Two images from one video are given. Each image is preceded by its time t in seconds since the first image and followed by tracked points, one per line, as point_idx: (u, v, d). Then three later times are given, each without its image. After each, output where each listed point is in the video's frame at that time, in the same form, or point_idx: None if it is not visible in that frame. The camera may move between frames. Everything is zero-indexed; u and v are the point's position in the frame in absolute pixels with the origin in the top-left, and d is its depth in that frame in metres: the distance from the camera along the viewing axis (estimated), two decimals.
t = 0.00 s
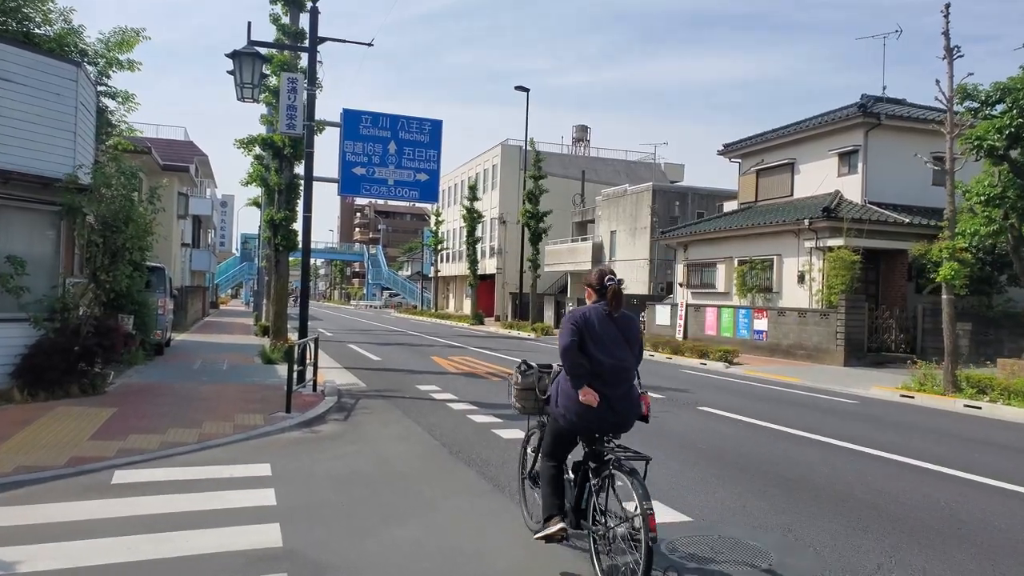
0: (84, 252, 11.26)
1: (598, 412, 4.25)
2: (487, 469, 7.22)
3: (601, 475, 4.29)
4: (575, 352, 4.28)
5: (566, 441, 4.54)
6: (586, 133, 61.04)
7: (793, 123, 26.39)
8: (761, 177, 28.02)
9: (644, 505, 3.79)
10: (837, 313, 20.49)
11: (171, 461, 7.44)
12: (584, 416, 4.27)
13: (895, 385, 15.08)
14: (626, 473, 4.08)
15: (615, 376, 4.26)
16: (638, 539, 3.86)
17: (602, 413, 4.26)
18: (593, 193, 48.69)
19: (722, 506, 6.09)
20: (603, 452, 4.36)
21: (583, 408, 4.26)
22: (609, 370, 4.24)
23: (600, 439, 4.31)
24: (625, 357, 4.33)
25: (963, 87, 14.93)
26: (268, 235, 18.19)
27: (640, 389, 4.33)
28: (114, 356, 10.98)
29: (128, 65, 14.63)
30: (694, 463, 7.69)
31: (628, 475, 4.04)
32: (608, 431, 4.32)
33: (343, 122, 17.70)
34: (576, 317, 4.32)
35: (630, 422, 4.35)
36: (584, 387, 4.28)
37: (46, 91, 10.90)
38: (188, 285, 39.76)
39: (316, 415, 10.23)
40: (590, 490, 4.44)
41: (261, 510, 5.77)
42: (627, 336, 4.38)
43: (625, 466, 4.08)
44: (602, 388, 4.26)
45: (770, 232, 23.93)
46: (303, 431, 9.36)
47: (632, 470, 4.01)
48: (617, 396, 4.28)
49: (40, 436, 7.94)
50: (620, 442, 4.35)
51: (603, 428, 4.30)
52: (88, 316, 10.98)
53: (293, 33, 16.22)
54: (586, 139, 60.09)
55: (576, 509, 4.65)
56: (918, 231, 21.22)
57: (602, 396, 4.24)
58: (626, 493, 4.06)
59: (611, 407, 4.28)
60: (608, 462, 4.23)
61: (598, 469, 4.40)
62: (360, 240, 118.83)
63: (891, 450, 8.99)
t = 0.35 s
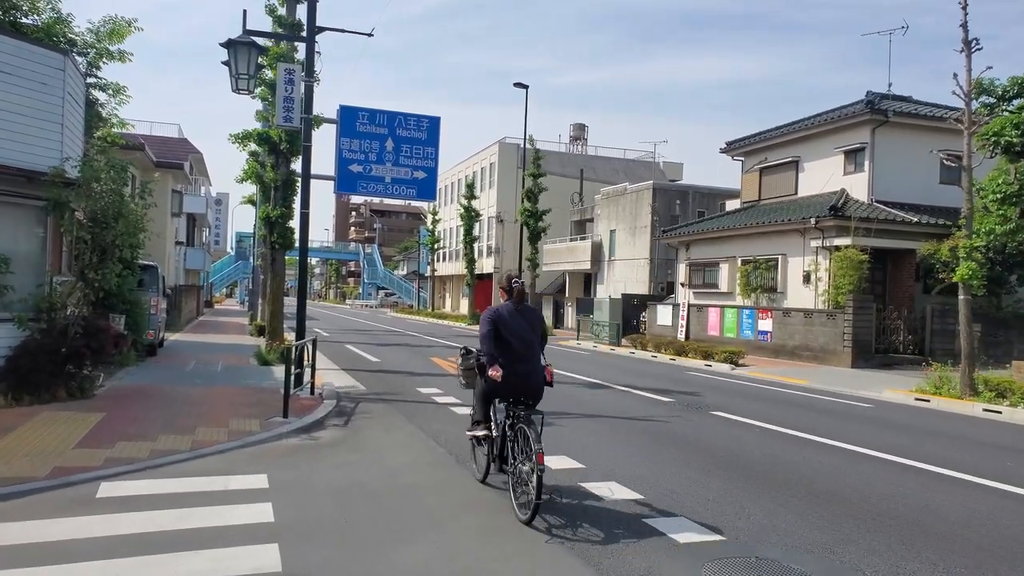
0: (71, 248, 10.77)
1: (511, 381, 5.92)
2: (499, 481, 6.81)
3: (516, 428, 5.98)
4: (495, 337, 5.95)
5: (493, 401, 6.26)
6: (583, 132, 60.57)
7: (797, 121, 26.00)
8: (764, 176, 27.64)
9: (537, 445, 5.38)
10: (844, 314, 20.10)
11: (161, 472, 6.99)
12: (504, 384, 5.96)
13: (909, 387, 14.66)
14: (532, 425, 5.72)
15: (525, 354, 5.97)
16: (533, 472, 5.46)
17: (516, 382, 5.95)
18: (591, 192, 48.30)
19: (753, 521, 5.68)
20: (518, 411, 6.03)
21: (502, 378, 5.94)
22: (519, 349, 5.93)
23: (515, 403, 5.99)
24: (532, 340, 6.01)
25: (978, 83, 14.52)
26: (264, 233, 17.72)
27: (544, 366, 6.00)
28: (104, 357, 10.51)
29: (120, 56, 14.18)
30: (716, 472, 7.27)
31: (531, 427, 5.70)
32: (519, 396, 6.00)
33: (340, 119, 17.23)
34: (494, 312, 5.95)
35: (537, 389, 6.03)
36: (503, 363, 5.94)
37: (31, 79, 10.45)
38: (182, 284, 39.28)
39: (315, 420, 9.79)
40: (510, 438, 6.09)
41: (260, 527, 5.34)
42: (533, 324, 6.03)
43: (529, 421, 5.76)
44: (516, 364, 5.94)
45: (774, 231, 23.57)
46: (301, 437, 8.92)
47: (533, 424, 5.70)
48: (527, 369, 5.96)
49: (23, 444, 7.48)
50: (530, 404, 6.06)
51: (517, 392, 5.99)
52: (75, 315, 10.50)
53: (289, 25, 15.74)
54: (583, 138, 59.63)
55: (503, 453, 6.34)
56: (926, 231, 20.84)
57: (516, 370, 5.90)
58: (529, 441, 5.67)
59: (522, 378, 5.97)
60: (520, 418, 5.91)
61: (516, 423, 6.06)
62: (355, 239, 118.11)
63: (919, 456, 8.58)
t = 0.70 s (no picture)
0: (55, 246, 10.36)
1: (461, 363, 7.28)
2: (509, 493, 6.39)
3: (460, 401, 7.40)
4: (443, 328, 7.28)
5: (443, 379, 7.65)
6: (580, 131, 60.13)
7: (800, 117, 25.61)
8: (766, 173, 27.26)
9: (477, 413, 6.81)
10: (851, 312, 19.71)
11: (148, 485, 6.52)
12: (451, 365, 7.32)
13: (923, 389, 14.24)
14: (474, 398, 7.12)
15: (468, 342, 7.32)
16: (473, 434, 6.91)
17: (463, 363, 7.32)
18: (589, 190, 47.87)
19: (788, 538, 5.25)
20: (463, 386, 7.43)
21: (450, 361, 7.29)
22: (466, 337, 7.30)
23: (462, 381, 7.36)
24: (477, 331, 7.37)
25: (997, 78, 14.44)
26: (259, 232, 17.26)
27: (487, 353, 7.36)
28: (91, 359, 10.07)
29: (108, 48, 13.76)
30: (742, 482, 6.82)
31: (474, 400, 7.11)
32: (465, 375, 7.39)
33: (335, 116, 16.79)
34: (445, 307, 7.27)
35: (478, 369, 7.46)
36: (452, 348, 7.31)
37: (14, 68, 10.01)
38: (176, 284, 38.76)
39: (312, 426, 9.36)
40: (456, 408, 7.51)
41: (252, 547, 4.91)
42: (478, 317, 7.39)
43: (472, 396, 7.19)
44: (462, 349, 7.31)
45: (778, 229, 23.19)
46: (298, 444, 8.46)
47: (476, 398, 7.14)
48: (472, 353, 7.34)
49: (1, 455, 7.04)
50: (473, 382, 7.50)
51: (462, 372, 7.36)
52: (60, 316, 10.06)
53: (284, 16, 15.28)
54: (581, 136, 59.20)
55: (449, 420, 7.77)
56: (933, 228, 20.46)
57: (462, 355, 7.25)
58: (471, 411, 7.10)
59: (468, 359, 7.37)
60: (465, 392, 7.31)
61: (461, 396, 7.47)
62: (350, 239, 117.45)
63: (951, 460, 8.16)
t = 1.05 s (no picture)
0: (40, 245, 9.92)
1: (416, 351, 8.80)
2: (521, 511, 5.98)
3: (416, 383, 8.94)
4: (404, 322, 8.84)
5: (404, 364, 9.17)
6: (578, 130, 59.70)
7: (804, 115, 25.23)
8: (769, 172, 26.88)
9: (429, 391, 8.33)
10: (859, 314, 19.33)
11: (134, 504, 6.08)
12: (410, 353, 8.85)
13: (938, 393, 13.82)
14: (428, 380, 8.65)
15: (424, 334, 8.87)
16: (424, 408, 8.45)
17: (420, 352, 8.85)
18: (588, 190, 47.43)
19: (826, 562, 4.85)
20: (419, 371, 8.94)
21: (410, 349, 8.83)
22: (422, 331, 8.84)
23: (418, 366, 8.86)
24: (432, 325, 8.91)
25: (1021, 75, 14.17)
26: (253, 232, 16.79)
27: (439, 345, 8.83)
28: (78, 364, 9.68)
29: (95, 41, 13.37)
30: (769, 498, 6.40)
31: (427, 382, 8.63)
32: (421, 362, 8.90)
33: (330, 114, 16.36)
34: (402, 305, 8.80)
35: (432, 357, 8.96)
36: (410, 339, 8.83)
37: None
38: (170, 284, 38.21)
39: (308, 435, 8.92)
40: (415, 390, 9.01)
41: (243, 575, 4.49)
42: (433, 314, 8.89)
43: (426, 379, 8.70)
44: (419, 340, 8.83)
45: (783, 229, 22.82)
46: (293, 455, 8.01)
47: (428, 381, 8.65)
48: (427, 343, 8.85)
49: None
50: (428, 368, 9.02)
51: (419, 359, 8.89)
52: (44, 320, 9.64)
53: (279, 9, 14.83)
54: (578, 136, 58.76)
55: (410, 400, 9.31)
56: (942, 227, 20.08)
57: (419, 345, 8.80)
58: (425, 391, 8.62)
59: (423, 349, 8.89)
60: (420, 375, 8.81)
61: (419, 379, 8.98)
62: (346, 239, 116.88)
63: (983, 470, 7.76)
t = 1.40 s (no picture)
0: (23, 242, 9.50)
1: (384, 342, 10.18)
2: (534, 528, 5.56)
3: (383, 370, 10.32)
4: (372, 317, 10.21)
5: (373, 353, 10.52)
6: (576, 128, 59.24)
7: (809, 113, 24.83)
8: (773, 171, 26.49)
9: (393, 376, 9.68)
10: (867, 315, 18.93)
11: (117, 520, 5.62)
12: (378, 343, 10.20)
13: (956, 397, 13.40)
14: (394, 367, 10.02)
15: (391, 327, 10.25)
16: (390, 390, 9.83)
17: (386, 342, 10.20)
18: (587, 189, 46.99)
19: None
20: (386, 359, 10.32)
21: (377, 340, 10.19)
22: (389, 324, 10.22)
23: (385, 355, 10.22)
24: (397, 319, 10.29)
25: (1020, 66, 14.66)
26: (249, 230, 16.33)
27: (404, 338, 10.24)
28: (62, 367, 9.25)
29: (82, 30, 12.88)
30: (799, 513, 5.98)
31: (393, 369, 9.99)
32: (388, 351, 10.28)
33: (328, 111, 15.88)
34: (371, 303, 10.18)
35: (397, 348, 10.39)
36: (378, 331, 10.19)
37: None
38: (165, 284, 37.69)
39: (305, 441, 8.49)
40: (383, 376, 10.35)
41: None
42: (398, 311, 10.29)
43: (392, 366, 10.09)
44: (386, 331, 10.20)
45: (789, 228, 22.43)
46: (288, 465, 7.56)
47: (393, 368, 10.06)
48: (393, 336, 10.24)
49: None
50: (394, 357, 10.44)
51: (385, 348, 10.24)
52: (27, 321, 9.21)
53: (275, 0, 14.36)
54: (577, 134, 58.32)
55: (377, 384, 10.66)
56: (952, 227, 19.71)
57: (386, 336, 10.15)
58: (391, 376, 10.01)
59: (390, 340, 10.31)
60: (387, 364, 10.19)
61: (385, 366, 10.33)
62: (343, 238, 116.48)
63: (1018, 481, 7.35)
